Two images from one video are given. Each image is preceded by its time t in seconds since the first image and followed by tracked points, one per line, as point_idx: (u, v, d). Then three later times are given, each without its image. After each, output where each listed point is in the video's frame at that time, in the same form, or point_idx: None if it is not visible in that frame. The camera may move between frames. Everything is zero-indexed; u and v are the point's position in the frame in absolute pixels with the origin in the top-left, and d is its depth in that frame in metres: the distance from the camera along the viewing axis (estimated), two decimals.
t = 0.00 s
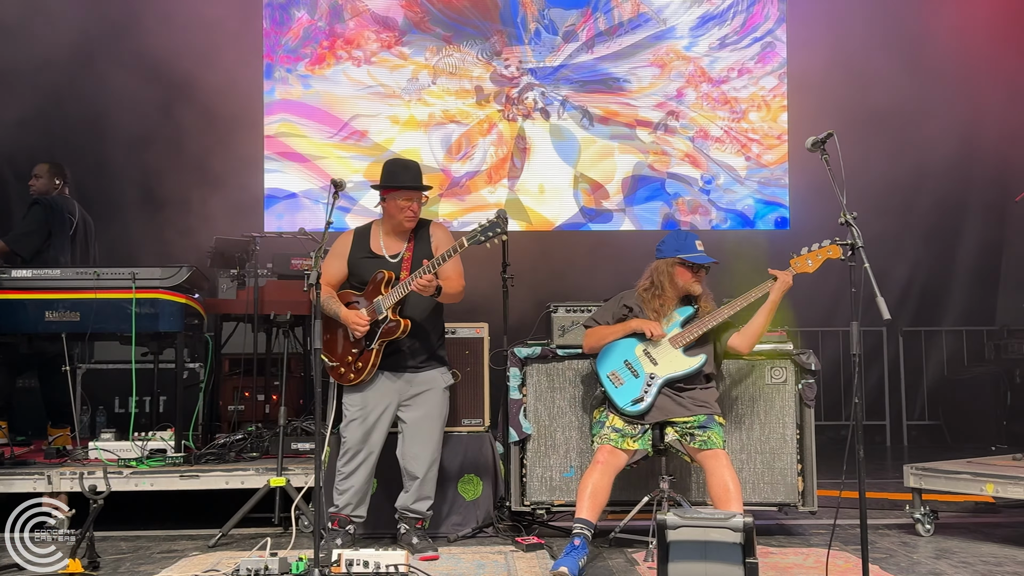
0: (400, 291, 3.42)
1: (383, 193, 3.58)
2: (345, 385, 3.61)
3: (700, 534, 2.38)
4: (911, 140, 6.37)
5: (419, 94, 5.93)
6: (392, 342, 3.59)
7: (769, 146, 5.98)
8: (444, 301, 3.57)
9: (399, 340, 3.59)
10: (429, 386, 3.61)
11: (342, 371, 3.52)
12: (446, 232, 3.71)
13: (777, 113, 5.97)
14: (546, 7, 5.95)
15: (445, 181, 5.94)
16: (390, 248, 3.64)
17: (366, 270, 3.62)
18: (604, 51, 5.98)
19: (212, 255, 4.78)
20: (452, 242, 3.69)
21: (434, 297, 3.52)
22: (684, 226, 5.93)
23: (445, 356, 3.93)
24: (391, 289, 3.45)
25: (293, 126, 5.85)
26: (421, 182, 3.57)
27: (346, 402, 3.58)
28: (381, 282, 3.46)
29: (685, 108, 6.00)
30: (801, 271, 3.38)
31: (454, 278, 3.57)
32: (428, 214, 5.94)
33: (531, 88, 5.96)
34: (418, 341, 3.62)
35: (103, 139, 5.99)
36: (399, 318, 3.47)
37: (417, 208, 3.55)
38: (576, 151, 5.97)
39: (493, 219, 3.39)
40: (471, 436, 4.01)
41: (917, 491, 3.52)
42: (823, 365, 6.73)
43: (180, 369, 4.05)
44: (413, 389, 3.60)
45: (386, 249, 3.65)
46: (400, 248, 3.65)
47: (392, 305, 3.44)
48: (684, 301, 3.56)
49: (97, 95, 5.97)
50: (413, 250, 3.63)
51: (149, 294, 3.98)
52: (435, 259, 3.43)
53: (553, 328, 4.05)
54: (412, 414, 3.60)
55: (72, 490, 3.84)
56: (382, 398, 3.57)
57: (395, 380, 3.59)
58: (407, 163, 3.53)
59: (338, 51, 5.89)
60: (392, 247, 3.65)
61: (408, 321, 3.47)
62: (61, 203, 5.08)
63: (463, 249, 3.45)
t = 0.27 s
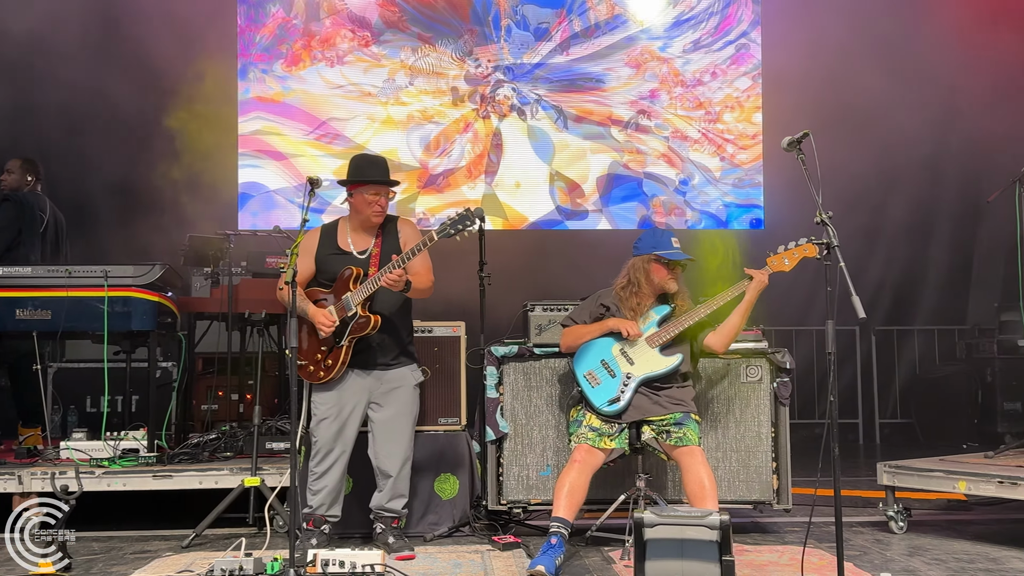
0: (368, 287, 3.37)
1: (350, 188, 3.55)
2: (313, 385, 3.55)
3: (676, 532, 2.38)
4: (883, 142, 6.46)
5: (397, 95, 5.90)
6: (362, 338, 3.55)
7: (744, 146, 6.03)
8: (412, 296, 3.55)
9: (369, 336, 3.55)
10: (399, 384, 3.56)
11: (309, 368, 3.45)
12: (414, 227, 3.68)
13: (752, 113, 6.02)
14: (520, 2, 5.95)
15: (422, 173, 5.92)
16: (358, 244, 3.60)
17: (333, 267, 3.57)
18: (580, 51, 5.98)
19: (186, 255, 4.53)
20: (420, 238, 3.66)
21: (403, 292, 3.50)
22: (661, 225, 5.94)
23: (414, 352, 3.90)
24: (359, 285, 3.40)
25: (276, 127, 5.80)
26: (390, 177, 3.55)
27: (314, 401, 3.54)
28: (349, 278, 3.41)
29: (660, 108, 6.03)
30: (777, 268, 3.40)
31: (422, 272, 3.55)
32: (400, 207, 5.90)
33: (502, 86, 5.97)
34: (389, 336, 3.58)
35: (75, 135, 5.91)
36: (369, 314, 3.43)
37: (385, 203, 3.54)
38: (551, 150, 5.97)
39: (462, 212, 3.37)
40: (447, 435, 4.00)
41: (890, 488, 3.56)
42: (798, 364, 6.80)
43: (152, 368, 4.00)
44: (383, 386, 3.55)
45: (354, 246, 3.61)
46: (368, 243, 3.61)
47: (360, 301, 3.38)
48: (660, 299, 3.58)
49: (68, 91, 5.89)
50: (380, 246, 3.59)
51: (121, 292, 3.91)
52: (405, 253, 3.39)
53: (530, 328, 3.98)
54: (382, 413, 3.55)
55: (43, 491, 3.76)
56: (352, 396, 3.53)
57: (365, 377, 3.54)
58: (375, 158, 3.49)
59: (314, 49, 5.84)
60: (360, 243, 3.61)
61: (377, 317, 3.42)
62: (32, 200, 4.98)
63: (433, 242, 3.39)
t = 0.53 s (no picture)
0: (337, 284, 3.34)
1: (316, 187, 3.48)
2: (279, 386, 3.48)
3: (654, 532, 2.38)
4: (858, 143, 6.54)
5: (376, 97, 5.88)
6: (331, 337, 3.49)
7: (718, 146, 6.08)
8: (380, 293, 3.52)
9: (338, 335, 3.49)
10: (367, 382, 3.53)
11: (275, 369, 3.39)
12: (381, 225, 3.63)
13: (722, 112, 6.07)
14: (495, 3, 5.97)
15: (399, 172, 5.88)
16: (324, 242, 3.54)
17: (300, 266, 3.51)
18: (558, 51, 6.01)
19: (162, 251, 4.73)
20: (387, 235, 3.63)
21: (370, 290, 3.47)
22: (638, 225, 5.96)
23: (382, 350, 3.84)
24: (327, 284, 3.35)
25: (260, 125, 5.74)
26: (357, 176, 3.50)
27: (282, 401, 3.48)
28: (316, 277, 3.34)
29: (637, 108, 6.05)
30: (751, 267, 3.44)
31: (390, 270, 3.52)
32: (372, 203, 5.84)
33: (478, 84, 5.98)
34: (358, 334, 3.53)
35: (46, 130, 5.80)
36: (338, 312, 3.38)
37: (354, 201, 3.48)
38: (528, 148, 5.97)
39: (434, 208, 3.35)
40: (424, 434, 3.98)
41: (866, 487, 3.60)
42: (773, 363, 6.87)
43: (125, 368, 3.96)
44: (351, 384, 3.52)
45: (320, 245, 3.55)
46: (334, 242, 3.56)
47: (329, 299, 3.35)
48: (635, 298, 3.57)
49: (37, 86, 5.78)
50: (347, 244, 3.54)
51: (94, 290, 3.85)
52: (374, 252, 3.37)
53: (506, 327, 3.93)
54: (352, 412, 3.51)
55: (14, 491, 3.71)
56: (321, 396, 3.48)
57: (333, 376, 3.50)
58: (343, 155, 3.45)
59: (292, 47, 5.80)
60: (326, 242, 3.56)
61: (347, 315, 3.39)
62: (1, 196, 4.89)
63: (403, 238, 3.39)
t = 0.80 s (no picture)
0: (306, 283, 3.30)
1: (282, 185, 3.44)
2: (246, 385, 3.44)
3: (631, 530, 2.37)
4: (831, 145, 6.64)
5: (354, 96, 5.84)
6: (300, 336, 3.46)
7: (694, 146, 6.11)
8: (347, 291, 3.48)
9: (307, 335, 3.47)
10: (336, 380, 3.50)
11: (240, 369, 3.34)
12: (347, 224, 3.62)
13: (695, 111, 6.11)
14: (472, 9, 5.97)
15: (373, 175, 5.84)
16: (290, 241, 3.51)
17: (266, 265, 3.47)
18: (537, 51, 6.00)
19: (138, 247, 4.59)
20: (353, 233, 3.60)
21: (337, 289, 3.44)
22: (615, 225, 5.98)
23: (350, 348, 3.81)
24: (295, 282, 3.33)
25: (241, 122, 5.68)
26: (325, 174, 3.46)
27: (252, 400, 3.39)
28: (283, 276, 3.33)
29: (614, 109, 6.06)
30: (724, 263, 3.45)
31: (357, 269, 3.50)
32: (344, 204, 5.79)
33: (454, 81, 5.97)
34: (324, 334, 3.49)
35: (15, 126, 5.66)
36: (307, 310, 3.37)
37: (320, 199, 3.45)
38: (506, 146, 5.96)
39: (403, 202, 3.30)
40: (401, 433, 3.96)
41: (840, 484, 3.64)
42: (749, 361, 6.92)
43: (99, 367, 3.85)
44: (320, 383, 3.48)
45: (286, 243, 3.51)
46: (301, 240, 3.53)
47: (297, 297, 3.31)
48: (609, 297, 3.57)
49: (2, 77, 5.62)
50: (314, 242, 3.51)
51: (67, 288, 3.78)
52: (340, 249, 3.32)
53: (485, 326, 3.95)
54: (320, 412, 3.47)
55: None
56: (292, 394, 3.44)
57: (301, 375, 3.46)
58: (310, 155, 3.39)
59: (269, 45, 5.74)
60: (292, 240, 3.53)
61: (316, 313, 3.38)
62: None
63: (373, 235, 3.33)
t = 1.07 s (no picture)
0: (275, 279, 3.28)
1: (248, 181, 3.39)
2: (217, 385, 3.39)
3: (606, 527, 2.36)
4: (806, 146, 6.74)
5: (333, 93, 5.80)
6: (270, 334, 3.42)
7: (671, 146, 6.14)
8: (318, 288, 3.47)
9: (278, 332, 3.43)
10: (306, 378, 3.47)
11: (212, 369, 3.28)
12: (315, 220, 3.58)
13: (678, 111, 6.14)
14: (450, 13, 5.95)
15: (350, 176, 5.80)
16: (258, 238, 3.46)
17: (234, 262, 3.41)
18: (517, 51, 5.99)
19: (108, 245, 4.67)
20: (321, 230, 3.57)
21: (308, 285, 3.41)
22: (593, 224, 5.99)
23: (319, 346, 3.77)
24: (264, 279, 3.29)
25: (219, 118, 5.61)
26: (293, 169, 3.43)
27: (224, 398, 3.35)
28: (252, 273, 3.28)
29: (591, 109, 6.07)
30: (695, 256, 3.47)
31: (326, 263, 3.46)
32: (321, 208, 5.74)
33: (432, 79, 5.95)
34: (294, 330, 3.46)
35: None
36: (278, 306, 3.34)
37: (288, 194, 3.41)
38: (485, 144, 5.95)
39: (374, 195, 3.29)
40: (378, 432, 3.93)
41: (815, 482, 3.68)
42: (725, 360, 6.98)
43: (71, 366, 3.76)
44: (291, 380, 3.44)
45: (254, 240, 3.46)
46: (269, 237, 3.48)
47: (266, 294, 3.28)
48: (581, 295, 3.58)
49: None
50: (282, 238, 3.47)
51: (38, 286, 3.73)
52: (310, 245, 3.31)
53: (462, 324, 3.99)
54: (292, 410, 3.43)
55: None
56: (263, 392, 3.40)
57: (271, 372, 3.43)
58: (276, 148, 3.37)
59: (247, 42, 5.68)
60: (260, 237, 3.48)
61: (287, 309, 3.35)
62: None
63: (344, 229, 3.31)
